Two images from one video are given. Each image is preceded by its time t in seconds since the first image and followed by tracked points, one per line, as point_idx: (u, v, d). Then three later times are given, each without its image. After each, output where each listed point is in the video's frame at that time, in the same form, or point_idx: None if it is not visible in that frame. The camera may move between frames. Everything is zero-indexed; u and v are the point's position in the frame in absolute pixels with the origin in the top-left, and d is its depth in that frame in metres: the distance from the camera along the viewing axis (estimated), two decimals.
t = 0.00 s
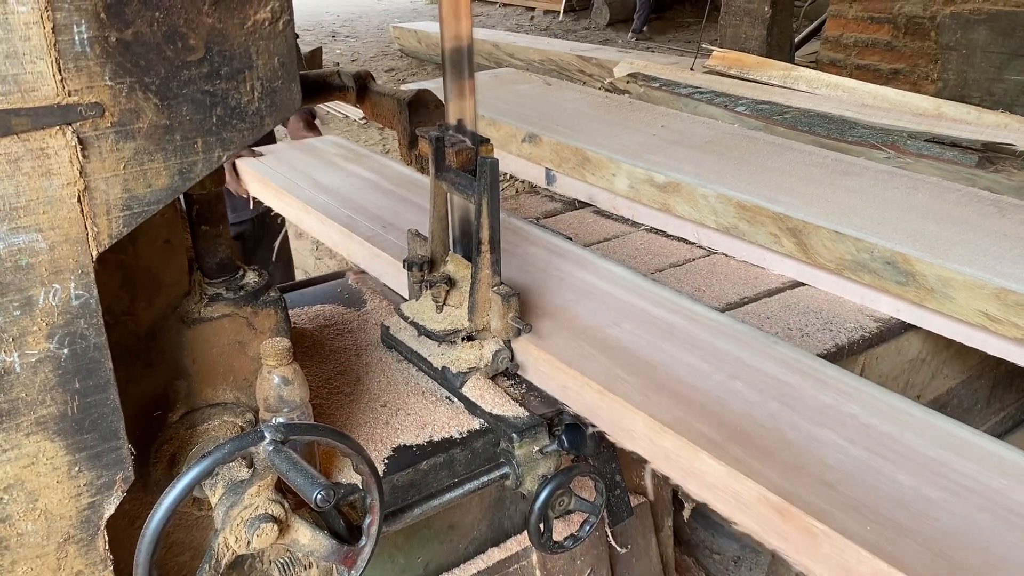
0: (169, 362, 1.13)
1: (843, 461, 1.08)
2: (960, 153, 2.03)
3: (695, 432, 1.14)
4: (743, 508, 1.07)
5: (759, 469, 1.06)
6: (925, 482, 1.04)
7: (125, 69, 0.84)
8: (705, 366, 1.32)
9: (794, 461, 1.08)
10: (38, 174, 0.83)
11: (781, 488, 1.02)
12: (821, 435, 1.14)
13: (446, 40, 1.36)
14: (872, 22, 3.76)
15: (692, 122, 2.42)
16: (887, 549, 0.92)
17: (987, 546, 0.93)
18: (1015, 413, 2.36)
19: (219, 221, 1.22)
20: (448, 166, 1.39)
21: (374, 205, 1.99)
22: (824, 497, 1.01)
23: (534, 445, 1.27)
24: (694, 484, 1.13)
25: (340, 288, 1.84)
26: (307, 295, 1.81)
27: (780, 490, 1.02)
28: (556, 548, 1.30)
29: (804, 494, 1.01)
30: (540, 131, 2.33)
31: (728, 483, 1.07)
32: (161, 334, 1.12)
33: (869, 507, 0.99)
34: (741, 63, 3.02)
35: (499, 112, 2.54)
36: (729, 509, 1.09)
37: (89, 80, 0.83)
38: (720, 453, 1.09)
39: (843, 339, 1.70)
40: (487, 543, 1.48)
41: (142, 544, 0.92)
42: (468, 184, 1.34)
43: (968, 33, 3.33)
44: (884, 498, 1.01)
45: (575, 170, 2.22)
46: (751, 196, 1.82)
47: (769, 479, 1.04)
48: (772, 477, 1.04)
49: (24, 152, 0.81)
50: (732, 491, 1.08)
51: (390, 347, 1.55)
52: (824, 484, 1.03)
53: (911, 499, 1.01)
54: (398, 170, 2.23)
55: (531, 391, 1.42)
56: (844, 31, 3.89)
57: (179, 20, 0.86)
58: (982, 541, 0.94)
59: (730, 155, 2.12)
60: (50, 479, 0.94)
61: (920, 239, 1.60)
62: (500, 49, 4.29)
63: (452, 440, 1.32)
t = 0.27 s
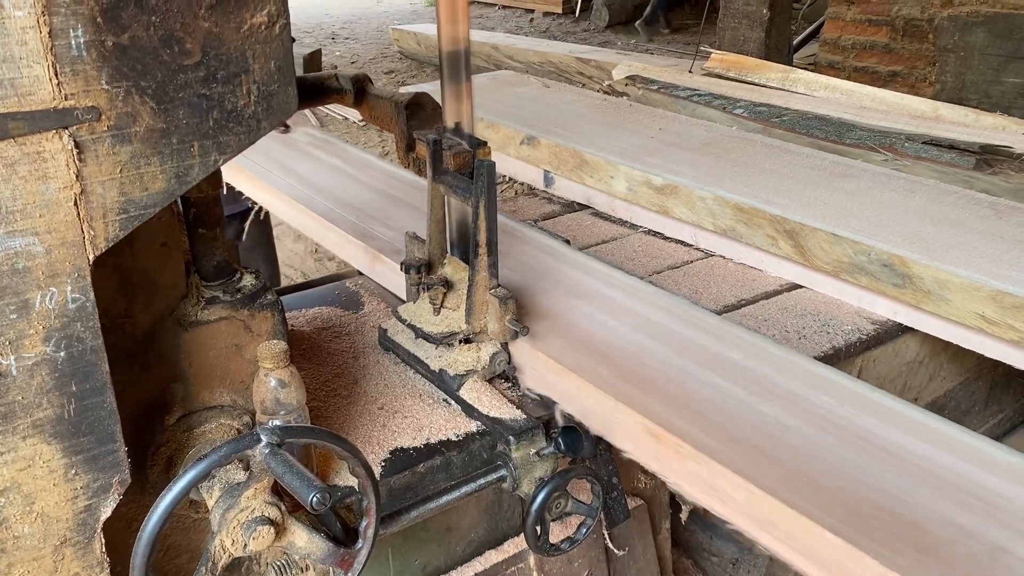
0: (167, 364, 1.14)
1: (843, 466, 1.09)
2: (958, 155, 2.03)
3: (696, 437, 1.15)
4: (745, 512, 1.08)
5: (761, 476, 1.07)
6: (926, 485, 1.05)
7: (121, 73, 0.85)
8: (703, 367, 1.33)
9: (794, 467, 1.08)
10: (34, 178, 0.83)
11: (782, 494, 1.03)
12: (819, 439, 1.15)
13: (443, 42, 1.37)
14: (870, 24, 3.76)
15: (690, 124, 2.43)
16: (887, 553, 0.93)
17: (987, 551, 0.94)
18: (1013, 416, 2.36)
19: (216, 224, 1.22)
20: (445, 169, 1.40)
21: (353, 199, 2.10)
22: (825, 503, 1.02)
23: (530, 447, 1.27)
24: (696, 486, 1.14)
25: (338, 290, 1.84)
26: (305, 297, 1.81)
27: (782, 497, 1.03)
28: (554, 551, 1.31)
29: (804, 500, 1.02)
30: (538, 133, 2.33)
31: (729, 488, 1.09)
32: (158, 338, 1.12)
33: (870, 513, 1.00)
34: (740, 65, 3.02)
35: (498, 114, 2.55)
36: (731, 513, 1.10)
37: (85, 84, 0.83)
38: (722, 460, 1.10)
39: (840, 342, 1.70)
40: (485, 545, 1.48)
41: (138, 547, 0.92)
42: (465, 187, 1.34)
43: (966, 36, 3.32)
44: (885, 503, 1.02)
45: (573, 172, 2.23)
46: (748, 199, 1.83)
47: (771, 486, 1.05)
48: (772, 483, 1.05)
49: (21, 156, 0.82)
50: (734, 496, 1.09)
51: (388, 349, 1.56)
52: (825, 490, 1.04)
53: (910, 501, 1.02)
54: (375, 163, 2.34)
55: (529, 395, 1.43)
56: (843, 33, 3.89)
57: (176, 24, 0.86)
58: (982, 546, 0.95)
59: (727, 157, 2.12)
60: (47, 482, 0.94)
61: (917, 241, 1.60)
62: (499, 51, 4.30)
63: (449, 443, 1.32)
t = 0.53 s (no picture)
0: (162, 367, 1.14)
1: (844, 473, 1.09)
2: (955, 157, 2.04)
3: (697, 442, 1.15)
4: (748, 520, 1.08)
5: (763, 483, 1.07)
6: (928, 493, 1.06)
7: (115, 77, 0.85)
8: (702, 373, 1.33)
9: (797, 475, 1.08)
10: (28, 182, 0.83)
11: (785, 503, 1.04)
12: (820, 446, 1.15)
13: (439, 46, 1.37)
14: (868, 27, 3.77)
15: (688, 127, 2.43)
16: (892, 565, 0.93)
17: (991, 559, 0.95)
18: (1010, 418, 2.36)
19: (211, 227, 1.22)
20: (441, 172, 1.39)
21: (343, 199, 2.19)
22: (826, 510, 1.02)
23: (526, 449, 1.28)
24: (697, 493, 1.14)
25: (334, 293, 1.84)
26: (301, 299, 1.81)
27: (786, 507, 1.03)
28: (549, 554, 1.31)
29: (807, 510, 1.02)
30: (535, 136, 2.34)
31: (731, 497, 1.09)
32: (153, 341, 1.12)
33: (873, 522, 1.00)
34: (738, 68, 3.03)
35: (496, 117, 2.55)
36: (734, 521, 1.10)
37: (79, 88, 0.83)
38: (724, 467, 1.10)
39: (836, 344, 1.70)
40: (481, 548, 1.48)
41: (132, 550, 0.92)
42: (460, 190, 1.34)
43: (963, 39, 3.34)
44: (885, 511, 1.02)
45: (570, 175, 2.23)
46: (745, 201, 1.83)
47: (773, 493, 1.05)
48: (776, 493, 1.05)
49: (14, 159, 0.82)
50: (736, 502, 1.09)
51: (385, 352, 1.56)
52: (826, 497, 1.05)
53: (912, 511, 1.02)
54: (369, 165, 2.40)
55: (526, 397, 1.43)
56: (841, 36, 3.90)
57: (170, 28, 0.87)
58: (983, 554, 0.96)
59: (725, 160, 2.13)
60: (41, 485, 0.94)
61: (913, 244, 1.60)
62: (498, 54, 4.30)
63: (445, 445, 1.32)
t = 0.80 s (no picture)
0: (155, 370, 1.14)
1: (841, 476, 1.08)
2: (951, 159, 2.04)
3: (691, 445, 1.14)
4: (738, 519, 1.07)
5: (756, 485, 1.06)
6: (919, 492, 1.05)
7: (106, 79, 0.85)
8: (695, 375, 1.33)
9: (787, 475, 1.08)
10: (19, 184, 0.83)
11: (774, 501, 1.03)
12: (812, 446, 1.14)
13: (434, 47, 1.37)
14: (865, 29, 3.77)
15: (684, 129, 2.43)
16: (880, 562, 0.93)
17: (982, 558, 0.94)
18: (1007, 419, 2.37)
19: (204, 229, 1.22)
20: (436, 174, 1.39)
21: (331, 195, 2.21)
22: (819, 511, 1.01)
23: (520, 452, 1.27)
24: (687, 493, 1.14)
25: (330, 295, 1.84)
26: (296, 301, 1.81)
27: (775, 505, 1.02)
28: (543, 555, 1.30)
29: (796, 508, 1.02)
30: (532, 137, 2.34)
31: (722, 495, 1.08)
32: (146, 343, 1.13)
33: (863, 520, 1.00)
34: (735, 70, 3.03)
35: (493, 119, 2.55)
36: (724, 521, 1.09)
37: (70, 90, 0.83)
38: (714, 466, 1.10)
39: (832, 346, 1.70)
40: (475, 550, 1.48)
41: (124, 553, 0.92)
42: (455, 192, 1.34)
43: (959, 40, 3.36)
44: (880, 513, 1.01)
45: (567, 176, 2.23)
46: (740, 203, 1.83)
47: (766, 495, 1.04)
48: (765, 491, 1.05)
49: (5, 162, 0.81)
50: (729, 504, 1.08)
51: (379, 354, 1.55)
52: (819, 499, 1.04)
53: (903, 509, 1.02)
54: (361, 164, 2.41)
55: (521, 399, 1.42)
56: (838, 37, 3.90)
57: (161, 31, 0.87)
58: (977, 557, 0.94)
59: (721, 161, 2.13)
60: (33, 487, 0.94)
61: (908, 246, 1.60)
62: (496, 56, 4.31)
63: (439, 448, 1.32)
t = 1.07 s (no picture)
0: (150, 370, 1.14)
1: (835, 476, 1.08)
2: (948, 160, 2.04)
3: (686, 445, 1.14)
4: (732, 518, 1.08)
5: (750, 485, 1.06)
6: (913, 491, 1.05)
7: (101, 79, 0.85)
8: (692, 374, 1.33)
9: (781, 474, 1.09)
10: (13, 184, 0.83)
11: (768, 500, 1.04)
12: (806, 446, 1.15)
13: (429, 48, 1.37)
14: (862, 30, 3.77)
15: (681, 129, 2.43)
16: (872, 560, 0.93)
17: (975, 556, 0.94)
18: (1004, 419, 2.37)
19: (200, 230, 1.22)
20: (432, 174, 1.39)
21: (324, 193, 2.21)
22: (812, 511, 1.01)
23: (516, 452, 1.27)
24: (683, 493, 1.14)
25: (326, 295, 1.84)
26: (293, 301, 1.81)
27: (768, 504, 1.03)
28: (540, 556, 1.30)
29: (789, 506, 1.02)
30: (529, 138, 2.34)
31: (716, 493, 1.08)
32: (142, 343, 1.12)
33: (855, 519, 1.00)
34: (732, 70, 3.03)
35: (491, 119, 2.55)
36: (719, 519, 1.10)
37: (64, 90, 0.83)
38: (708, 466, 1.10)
39: (828, 347, 1.70)
40: (471, 551, 1.48)
41: (119, 553, 0.92)
42: (451, 192, 1.34)
43: (955, 41, 3.36)
44: (873, 513, 1.01)
45: (564, 177, 2.23)
46: (737, 204, 1.83)
47: (759, 494, 1.05)
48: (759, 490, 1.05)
49: None
50: (723, 503, 1.09)
51: (376, 354, 1.55)
52: (812, 497, 1.04)
53: (896, 508, 1.02)
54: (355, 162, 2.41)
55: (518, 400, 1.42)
56: (835, 38, 3.90)
57: (156, 31, 0.87)
58: (969, 555, 0.95)
59: (718, 162, 2.13)
60: (27, 488, 0.94)
61: (904, 247, 1.60)
62: (494, 56, 4.31)
63: (435, 449, 1.32)
